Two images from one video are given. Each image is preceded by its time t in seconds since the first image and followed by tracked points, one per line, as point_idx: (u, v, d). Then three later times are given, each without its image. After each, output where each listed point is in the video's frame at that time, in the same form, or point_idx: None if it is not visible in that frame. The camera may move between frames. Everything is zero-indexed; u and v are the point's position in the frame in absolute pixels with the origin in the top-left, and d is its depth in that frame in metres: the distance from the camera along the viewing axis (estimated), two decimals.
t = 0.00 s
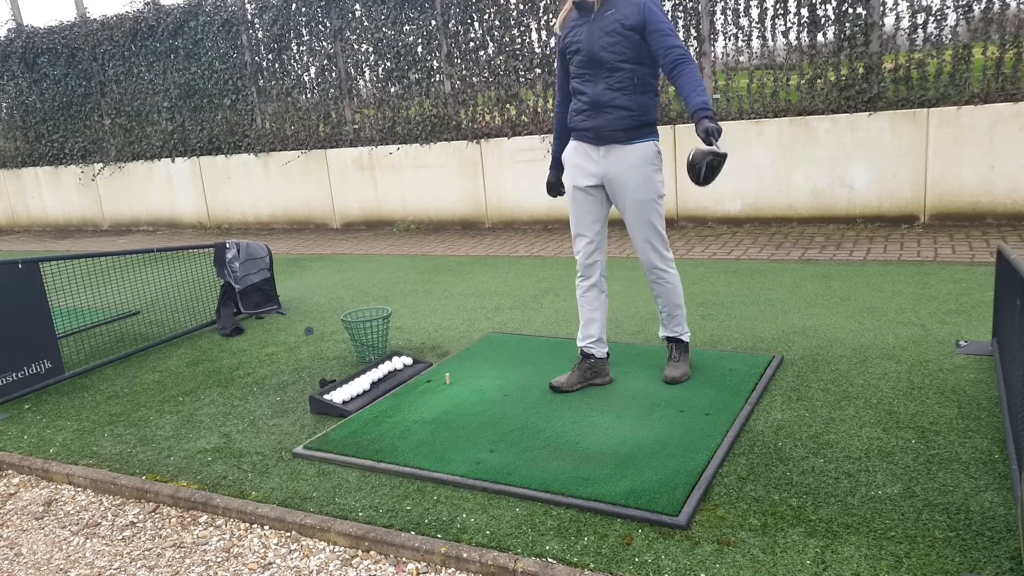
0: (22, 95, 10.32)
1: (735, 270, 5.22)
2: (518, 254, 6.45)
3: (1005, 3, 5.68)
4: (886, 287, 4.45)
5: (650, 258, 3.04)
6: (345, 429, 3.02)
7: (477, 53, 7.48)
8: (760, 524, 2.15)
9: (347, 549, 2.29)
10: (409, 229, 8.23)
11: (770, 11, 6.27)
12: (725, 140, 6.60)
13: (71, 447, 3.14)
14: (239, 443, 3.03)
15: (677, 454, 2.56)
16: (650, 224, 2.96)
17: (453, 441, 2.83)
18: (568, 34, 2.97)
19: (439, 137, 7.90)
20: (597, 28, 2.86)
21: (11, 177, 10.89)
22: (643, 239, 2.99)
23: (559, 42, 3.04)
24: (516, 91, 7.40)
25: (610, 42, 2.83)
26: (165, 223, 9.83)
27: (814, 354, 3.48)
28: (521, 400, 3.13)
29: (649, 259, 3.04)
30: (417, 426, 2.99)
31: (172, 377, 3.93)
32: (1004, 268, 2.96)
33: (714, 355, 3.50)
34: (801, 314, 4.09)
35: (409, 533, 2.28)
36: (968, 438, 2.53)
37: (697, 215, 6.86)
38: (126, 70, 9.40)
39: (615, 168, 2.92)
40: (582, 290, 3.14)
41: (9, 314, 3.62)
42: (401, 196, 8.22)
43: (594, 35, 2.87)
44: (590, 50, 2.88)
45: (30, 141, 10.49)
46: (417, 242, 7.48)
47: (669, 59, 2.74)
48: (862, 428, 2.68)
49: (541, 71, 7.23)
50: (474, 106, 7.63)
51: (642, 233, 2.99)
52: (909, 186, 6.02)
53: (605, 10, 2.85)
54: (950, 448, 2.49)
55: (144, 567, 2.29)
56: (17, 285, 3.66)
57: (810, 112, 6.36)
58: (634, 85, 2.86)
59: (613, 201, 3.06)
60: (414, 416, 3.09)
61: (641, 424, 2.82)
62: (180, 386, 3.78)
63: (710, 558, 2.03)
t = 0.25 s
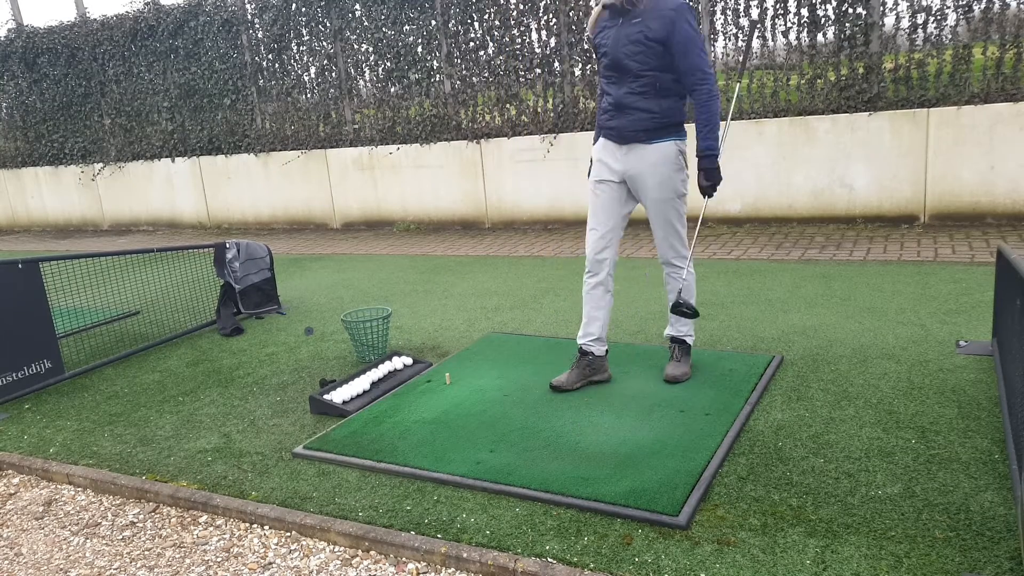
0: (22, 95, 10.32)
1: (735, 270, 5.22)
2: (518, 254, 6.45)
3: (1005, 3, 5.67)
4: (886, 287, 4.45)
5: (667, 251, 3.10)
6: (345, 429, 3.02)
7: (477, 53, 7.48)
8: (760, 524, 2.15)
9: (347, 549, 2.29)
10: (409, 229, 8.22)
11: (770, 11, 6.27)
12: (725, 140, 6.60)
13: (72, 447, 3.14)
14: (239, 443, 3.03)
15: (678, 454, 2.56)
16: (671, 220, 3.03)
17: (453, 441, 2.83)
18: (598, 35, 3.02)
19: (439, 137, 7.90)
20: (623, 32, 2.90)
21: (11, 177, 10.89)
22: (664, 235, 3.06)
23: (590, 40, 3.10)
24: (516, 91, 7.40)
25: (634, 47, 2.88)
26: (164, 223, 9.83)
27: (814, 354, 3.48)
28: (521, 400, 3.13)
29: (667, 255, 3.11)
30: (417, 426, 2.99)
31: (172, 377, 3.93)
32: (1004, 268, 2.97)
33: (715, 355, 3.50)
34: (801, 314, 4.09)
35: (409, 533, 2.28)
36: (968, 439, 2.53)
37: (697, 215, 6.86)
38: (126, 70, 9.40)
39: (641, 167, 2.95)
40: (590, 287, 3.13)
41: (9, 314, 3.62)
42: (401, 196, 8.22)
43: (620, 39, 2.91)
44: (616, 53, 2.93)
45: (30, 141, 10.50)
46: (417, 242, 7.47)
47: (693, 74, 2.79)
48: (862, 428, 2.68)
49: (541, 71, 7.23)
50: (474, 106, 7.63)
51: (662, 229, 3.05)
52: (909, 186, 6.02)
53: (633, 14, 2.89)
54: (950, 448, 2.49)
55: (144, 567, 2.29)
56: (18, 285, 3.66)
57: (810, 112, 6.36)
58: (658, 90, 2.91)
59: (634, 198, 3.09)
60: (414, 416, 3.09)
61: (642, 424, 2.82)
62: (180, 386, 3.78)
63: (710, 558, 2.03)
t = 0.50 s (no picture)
0: (22, 95, 10.32)
1: (735, 270, 5.21)
2: (518, 254, 6.44)
3: (1005, 3, 5.67)
4: (887, 287, 4.45)
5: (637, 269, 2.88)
6: (345, 429, 3.02)
7: (477, 53, 7.48)
8: (760, 524, 2.15)
9: (347, 549, 2.29)
10: (410, 229, 8.23)
11: (770, 10, 6.26)
12: (725, 140, 6.60)
13: (71, 447, 3.14)
14: (239, 443, 3.03)
15: (678, 454, 2.56)
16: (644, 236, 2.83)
17: (453, 441, 2.83)
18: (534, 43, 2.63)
19: (439, 137, 7.90)
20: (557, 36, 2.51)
21: (11, 177, 10.89)
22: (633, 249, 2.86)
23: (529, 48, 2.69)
24: (516, 91, 7.40)
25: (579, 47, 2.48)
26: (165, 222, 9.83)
27: (814, 354, 3.47)
28: (521, 400, 3.13)
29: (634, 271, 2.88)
30: (417, 426, 2.99)
31: (172, 377, 3.92)
32: (1004, 268, 2.97)
33: (715, 355, 3.50)
34: (801, 314, 4.09)
35: (410, 533, 2.28)
36: (968, 439, 2.53)
37: (697, 215, 6.86)
38: (126, 70, 9.40)
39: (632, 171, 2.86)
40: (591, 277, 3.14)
41: (8, 314, 3.62)
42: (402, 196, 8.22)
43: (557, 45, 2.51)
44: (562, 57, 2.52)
45: (30, 141, 10.50)
46: (417, 242, 7.47)
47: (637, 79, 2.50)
48: (862, 428, 2.68)
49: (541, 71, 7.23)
50: (474, 106, 7.63)
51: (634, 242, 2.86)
52: (910, 186, 6.02)
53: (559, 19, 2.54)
54: (950, 448, 2.49)
55: (144, 567, 2.29)
56: (17, 285, 3.65)
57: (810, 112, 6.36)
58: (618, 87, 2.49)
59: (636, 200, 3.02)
60: (414, 416, 3.09)
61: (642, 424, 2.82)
62: (180, 386, 3.78)
63: (711, 557, 2.03)
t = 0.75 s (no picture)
0: (22, 95, 10.32)
1: (735, 270, 5.21)
2: (518, 254, 6.44)
3: (1005, 3, 5.67)
4: (887, 287, 4.45)
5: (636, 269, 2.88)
6: (345, 429, 3.02)
7: (477, 53, 7.48)
8: (760, 524, 2.15)
9: (347, 549, 2.29)
10: (410, 229, 8.23)
11: (770, 10, 6.26)
12: (725, 140, 6.60)
13: (71, 447, 3.14)
14: (239, 443, 3.03)
15: (678, 454, 2.56)
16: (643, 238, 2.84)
17: (453, 440, 2.83)
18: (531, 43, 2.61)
19: (439, 137, 7.90)
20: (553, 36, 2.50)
21: (11, 177, 10.89)
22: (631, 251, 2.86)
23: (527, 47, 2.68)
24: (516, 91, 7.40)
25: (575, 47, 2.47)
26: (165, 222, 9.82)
27: (814, 354, 3.48)
28: (521, 400, 3.13)
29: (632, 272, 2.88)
30: (417, 426, 2.99)
31: (172, 377, 3.92)
32: (1004, 267, 2.97)
33: (715, 355, 3.50)
34: (801, 314, 4.09)
35: (410, 533, 2.27)
36: (968, 439, 2.53)
37: (697, 215, 6.86)
38: (126, 70, 9.40)
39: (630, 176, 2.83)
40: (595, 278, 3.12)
41: (9, 314, 3.62)
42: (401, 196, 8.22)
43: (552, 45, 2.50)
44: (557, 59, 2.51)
45: (30, 141, 10.50)
46: (417, 242, 7.47)
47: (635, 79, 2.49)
48: (862, 428, 2.68)
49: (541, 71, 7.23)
50: (474, 106, 7.63)
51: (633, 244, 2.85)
52: (910, 186, 6.02)
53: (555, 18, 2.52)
54: (950, 448, 2.49)
55: (144, 567, 2.29)
56: (17, 285, 3.65)
57: (810, 112, 6.36)
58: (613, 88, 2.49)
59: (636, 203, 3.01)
60: (414, 416, 3.09)
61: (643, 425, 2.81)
62: (180, 386, 3.78)
63: (711, 557, 2.03)
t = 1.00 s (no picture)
0: (22, 95, 10.32)
1: (735, 270, 5.21)
2: (518, 254, 6.44)
3: (1005, 3, 5.67)
4: (886, 287, 4.45)
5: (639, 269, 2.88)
6: (345, 429, 3.02)
7: (477, 53, 7.48)
8: (759, 524, 2.15)
9: (347, 549, 2.29)
10: (410, 229, 8.23)
11: (770, 10, 6.26)
12: (725, 140, 6.61)
13: (71, 447, 3.14)
14: (239, 443, 3.03)
15: (678, 454, 2.56)
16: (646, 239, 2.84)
17: (453, 440, 2.83)
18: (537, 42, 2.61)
19: (439, 137, 7.90)
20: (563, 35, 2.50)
21: (11, 177, 10.89)
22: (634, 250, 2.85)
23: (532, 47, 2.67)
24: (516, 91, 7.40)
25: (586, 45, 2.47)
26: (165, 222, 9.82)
27: (814, 354, 3.47)
28: (521, 400, 3.13)
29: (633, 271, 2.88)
30: (417, 426, 2.99)
31: (172, 377, 3.92)
32: (1004, 267, 2.97)
33: (715, 355, 3.50)
34: (801, 314, 4.09)
35: (410, 533, 2.27)
36: (968, 439, 2.53)
37: (697, 215, 6.86)
38: (126, 70, 9.40)
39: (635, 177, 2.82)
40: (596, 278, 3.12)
41: (9, 314, 3.62)
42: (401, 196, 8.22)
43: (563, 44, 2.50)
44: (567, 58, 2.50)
45: (30, 141, 10.50)
46: (417, 242, 7.47)
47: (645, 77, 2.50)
48: (862, 428, 2.68)
49: (541, 71, 7.23)
50: (474, 106, 7.63)
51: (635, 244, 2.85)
52: (910, 186, 6.02)
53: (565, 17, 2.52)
54: (950, 448, 2.49)
55: (144, 567, 2.29)
56: (17, 285, 3.65)
57: (810, 112, 6.36)
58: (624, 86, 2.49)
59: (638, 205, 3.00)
60: (414, 416, 3.08)
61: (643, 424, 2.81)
62: (180, 386, 3.78)
63: (710, 557, 2.03)
